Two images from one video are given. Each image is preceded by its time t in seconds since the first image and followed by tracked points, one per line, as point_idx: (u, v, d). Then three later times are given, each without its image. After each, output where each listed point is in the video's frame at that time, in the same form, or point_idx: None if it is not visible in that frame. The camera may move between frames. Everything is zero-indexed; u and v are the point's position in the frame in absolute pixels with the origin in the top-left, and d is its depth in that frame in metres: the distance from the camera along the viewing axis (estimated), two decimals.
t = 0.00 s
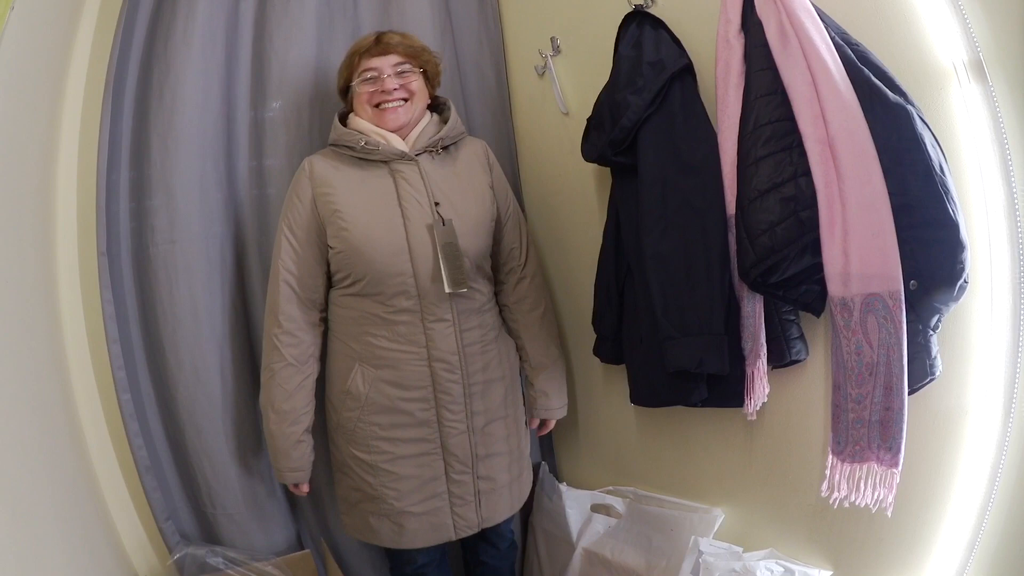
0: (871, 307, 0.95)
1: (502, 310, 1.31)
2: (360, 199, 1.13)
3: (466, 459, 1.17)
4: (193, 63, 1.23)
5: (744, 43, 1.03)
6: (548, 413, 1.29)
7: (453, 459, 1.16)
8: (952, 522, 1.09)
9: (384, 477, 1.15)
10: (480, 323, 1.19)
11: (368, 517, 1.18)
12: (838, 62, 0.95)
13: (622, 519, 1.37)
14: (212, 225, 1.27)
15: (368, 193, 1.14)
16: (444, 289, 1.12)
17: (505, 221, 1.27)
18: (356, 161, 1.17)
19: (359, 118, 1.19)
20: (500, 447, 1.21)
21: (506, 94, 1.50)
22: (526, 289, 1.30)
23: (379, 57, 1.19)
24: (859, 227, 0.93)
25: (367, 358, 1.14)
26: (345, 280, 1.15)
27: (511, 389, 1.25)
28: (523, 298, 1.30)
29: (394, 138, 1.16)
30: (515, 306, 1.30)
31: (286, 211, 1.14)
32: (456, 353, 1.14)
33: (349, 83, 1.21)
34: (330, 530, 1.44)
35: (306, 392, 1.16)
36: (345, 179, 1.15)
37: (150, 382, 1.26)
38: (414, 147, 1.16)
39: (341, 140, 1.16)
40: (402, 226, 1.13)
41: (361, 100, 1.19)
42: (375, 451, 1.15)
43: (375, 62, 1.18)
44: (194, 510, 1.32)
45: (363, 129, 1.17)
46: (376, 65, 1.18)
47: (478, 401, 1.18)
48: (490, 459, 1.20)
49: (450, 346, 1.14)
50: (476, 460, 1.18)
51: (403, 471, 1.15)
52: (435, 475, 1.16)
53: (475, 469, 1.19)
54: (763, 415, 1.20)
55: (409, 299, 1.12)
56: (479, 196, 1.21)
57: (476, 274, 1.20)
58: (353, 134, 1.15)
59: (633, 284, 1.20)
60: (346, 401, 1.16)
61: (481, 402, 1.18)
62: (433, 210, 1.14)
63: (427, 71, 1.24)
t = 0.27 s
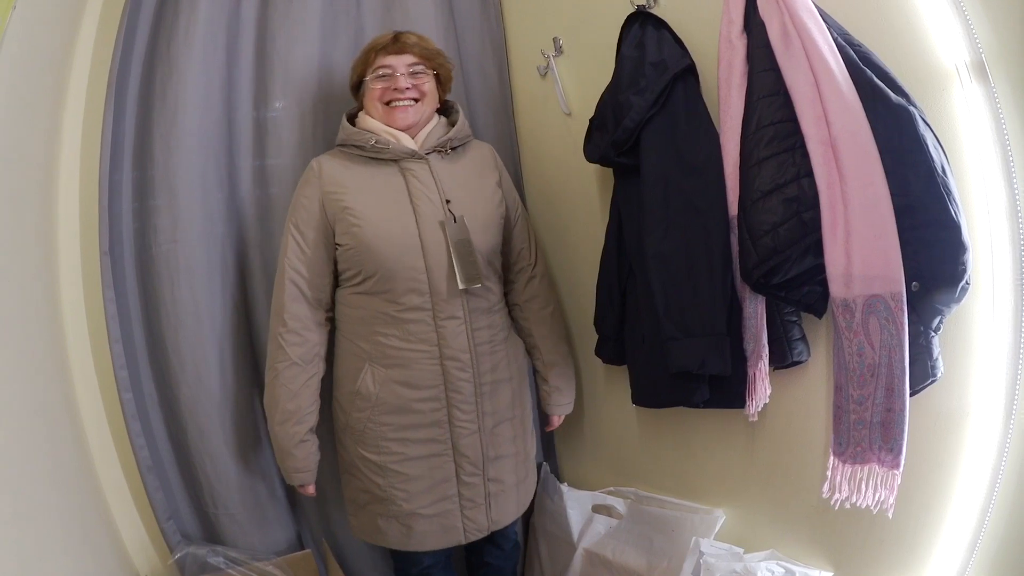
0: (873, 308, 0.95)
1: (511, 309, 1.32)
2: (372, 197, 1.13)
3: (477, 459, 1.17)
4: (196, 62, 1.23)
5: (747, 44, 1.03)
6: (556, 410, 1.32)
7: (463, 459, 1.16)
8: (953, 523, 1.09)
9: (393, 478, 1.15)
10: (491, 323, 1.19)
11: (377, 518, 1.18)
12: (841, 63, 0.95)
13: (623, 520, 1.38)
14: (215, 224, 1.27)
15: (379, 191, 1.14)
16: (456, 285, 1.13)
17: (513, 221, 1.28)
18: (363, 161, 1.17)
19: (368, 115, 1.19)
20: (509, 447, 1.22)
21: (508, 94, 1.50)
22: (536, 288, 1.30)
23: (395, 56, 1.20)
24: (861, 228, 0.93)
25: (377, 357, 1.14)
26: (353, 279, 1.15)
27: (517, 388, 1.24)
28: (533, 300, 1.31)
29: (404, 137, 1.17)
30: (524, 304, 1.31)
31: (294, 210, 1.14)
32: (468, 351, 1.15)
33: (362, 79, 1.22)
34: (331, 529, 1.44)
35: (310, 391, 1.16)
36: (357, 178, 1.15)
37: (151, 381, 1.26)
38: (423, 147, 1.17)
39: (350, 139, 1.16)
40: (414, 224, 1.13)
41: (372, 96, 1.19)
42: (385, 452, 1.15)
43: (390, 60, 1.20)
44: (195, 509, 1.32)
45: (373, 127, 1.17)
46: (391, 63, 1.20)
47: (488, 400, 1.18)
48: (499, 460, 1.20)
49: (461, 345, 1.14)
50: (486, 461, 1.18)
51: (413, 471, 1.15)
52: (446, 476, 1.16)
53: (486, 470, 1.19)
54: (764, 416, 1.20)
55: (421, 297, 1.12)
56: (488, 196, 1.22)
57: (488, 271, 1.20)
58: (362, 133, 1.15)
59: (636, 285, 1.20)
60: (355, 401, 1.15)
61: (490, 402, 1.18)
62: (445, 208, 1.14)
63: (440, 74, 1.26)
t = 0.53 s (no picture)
0: (872, 306, 0.95)
1: (515, 303, 1.32)
2: (379, 191, 1.13)
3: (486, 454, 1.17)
4: (195, 62, 1.23)
5: (745, 42, 1.03)
6: (560, 405, 1.32)
7: (473, 456, 1.16)
8: (954, 521, 1.09)
9: (402, 475, 1.15)
10: (497, 317, 1.19)
11: (386, 517, 1.18)
12: (840, 61, 0.95)
13: (624, 518, 1.38)
14: (214, 224, 1.27)
15: (385, 186, 1.14)
16: (463, 276, 1.13)
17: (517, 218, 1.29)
18: (370, 158, 1.18)
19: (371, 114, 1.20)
20: (515, 442, 1.22)
21: (506, 93, 1.50)
22: (540, 284, 1.31)
23: (401, 57, 1.22)
24: (860, 226, 0.93)
25: (384, 352, 1.13)
26: (359, 275, 1.15)
27: (521, 384, 1.24)
28: (537, 296, 1.30)
29: (408, 134, 1.17)
30: (529, 299, 1.31)
31: (300, 205, 1.14)
32: (476, 343, 1.15)
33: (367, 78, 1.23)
34: (332, 529, 1.44)
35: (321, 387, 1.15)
36: (363, 173, 1.15)
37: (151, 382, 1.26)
38: (428, 143, 1.18)
39: (355, 137, 1.17)
40: (420, 217, 1.13)
41: (376, 95, 1.20)
42: (393, 448, 1.15)
43: (396, 60, 1.21)
44: (195, 509, 1.32)
45: (377, 125, 1.18)
46: (397, 63, 1.21)
47: (495, 394, 1.18)
48: (506, 455, 1.20)
49: (469, 337, 1.14)
50: (494, 457, 1.18)
51: (423, 467, 1.15)
52: (455, 473, 1.16)
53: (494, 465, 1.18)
54: (764, 414, 1.20)
55: (428, 290, 1.12)
56: (492, 192, 1.22)
57: (494, 264, 1.20)
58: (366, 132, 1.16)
59: (635, 283, 1.20)
60: (363, 398, 1.15)
61: (497, 396, 1.18)
62: (450, 201, 1.15)
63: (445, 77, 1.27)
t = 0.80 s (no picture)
0: (874, 303, 0.94)
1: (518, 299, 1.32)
2: (384, 184, 1.13)
3: (488, 449, 1.17)
4: (197, 56, 1.23)
5: (748, 38, 1.03)
6: (554, 405, 1.31)
7: (475, 450, 1.16)
8: (955, 520, 1.09)
9: (404, 469, 1.15)
10: (501, 313, 1.19)
11: (388, 510, 1.18)
12: (843, 58, 0.94)
13: (624, 515, 1.38)
14: (215, 219, 1.27)
15: (391, 179, 1.14)
16: (467, 270, 1.13)
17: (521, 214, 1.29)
18: (376, 154, 1.18)
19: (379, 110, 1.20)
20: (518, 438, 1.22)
21: (509, 90, 1.50)
22: (543, 280, 1.31)
23: (407, 53, 1.21)
24: (863, 223, 0.92)
25: (388, 346, 1.13)
26: (363, 269, 1.15)
27: (524, 380, 1.24)
28: (540, 294, 1.30)
29: (415, 129, 1.17)
30: (532, 294, 1.31)
31: (307, 199, 1.14)
32: (480, 337, 1.14)
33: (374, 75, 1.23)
34: (332, 525, 1.44)
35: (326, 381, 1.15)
36: (370, 167, 1.15)
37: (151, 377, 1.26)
38: (435, 138, 1.18)
39: (363, 134, 1.17)
40: (425, 211, 1.13)
41: (383, 92, 1.20)
42: (397, 441, 1.14)
43: (403, 56, 1.21)
44: (195, 504, 1.32)
45: (384, 120, 1.18)
46: (403, 59, 1.21)
47: (498, 389, 1.18)
48: (509, 451, 1.20)
49: (473, 331, 1.14)
50: (496, 451, 1.18)
51: (425, 461, 1.14)
52: (458, 467, 1.16)
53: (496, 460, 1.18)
54: (765, 411, 1.20)
55: (432, 283, 1.12)
56: (497, 188, 1.22)
57: (498, 260, 1.20)
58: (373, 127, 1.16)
59: (638, 280, 1.20)
60: (367, 390, 1.15)
61: (501, 391, 1.18)
62: (456, 195, 1.15)
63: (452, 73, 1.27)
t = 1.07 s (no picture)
0: (873, 304, 0.94)
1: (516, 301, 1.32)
2: (383, 186, 1.13)
3: (486, 450, 1.17)
4: (195, 57, 1.23)
5: (746, 39, 1.03)
6: (554, 407, 1.31)
7: (473, 450, 1.16)
8: (954, 520, 1.09)
9: (403, 469, 1.15)
10: (498, 314, 1.19)
11: (387, 511, 1.18)
12: (841, 58, 0.95)
13: (624, 515, 1.38)
14: (214, 221, 1.27)
15: (389, 181, 1.14)
16: (464, 272, 1.13)
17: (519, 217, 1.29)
18: (375, 157, 1.18)
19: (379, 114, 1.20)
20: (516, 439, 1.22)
21: (508, 91, 1.50)
22: (541, 281, 1.31)
23: (408, 58, 1.21)
24: (862, 224, 0.92)
25: (387, 347, 1.13)
26: (363, 271, 1.15)
27: (522, 381, 1.24)
28: (539, 295, 1.31)
29: (414, 133, 1.17)
30: (531, 295, 1.31)
31: (308, 202, 1.14)
32: (478, 338, 1.15)
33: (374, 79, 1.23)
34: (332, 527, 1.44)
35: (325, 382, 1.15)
36: (368, 169, 1.15)
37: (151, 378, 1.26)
38: (434, 142, 1.18)
39: (362, 138, 1.17)
40: (423, 212, 1.13)
41: (383, 96, 1.20)
42: (395, 442, 1.14)
43: (403, 61, 1.21)
44: (195, 506, 1.32)
45: (383, 124, 1.18)
46: (403, 64, 1.21)
47: (496, 390, 1.18)
48: (507, 452, 1.20)
49: (470, 331, 1.14)
50: (494, 452, 1.18)
51: (423, 462, 1.15)
52: (456, 468, 1.16)
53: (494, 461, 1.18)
54: (764, 412, 1.20)
55: (430, 285, 1.12)
56: (495, 190, 1.22)
57: (496, 262, 1.20)
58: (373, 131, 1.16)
59: (637, 280, 1.20)
60: (366, 391, 1.15)
61: (499, 392, 1.18)
62: (454, 197, 1.15)
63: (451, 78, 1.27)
